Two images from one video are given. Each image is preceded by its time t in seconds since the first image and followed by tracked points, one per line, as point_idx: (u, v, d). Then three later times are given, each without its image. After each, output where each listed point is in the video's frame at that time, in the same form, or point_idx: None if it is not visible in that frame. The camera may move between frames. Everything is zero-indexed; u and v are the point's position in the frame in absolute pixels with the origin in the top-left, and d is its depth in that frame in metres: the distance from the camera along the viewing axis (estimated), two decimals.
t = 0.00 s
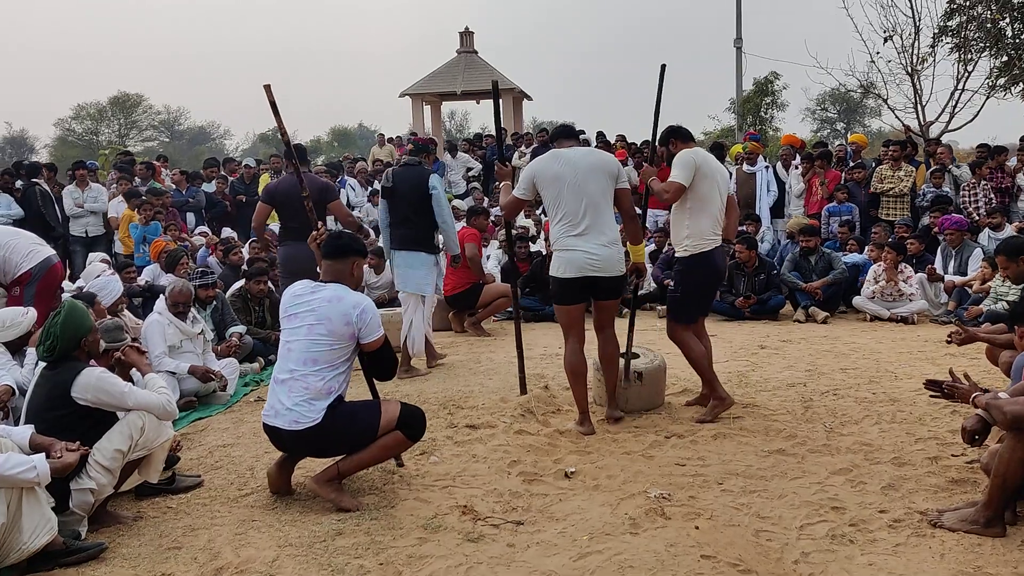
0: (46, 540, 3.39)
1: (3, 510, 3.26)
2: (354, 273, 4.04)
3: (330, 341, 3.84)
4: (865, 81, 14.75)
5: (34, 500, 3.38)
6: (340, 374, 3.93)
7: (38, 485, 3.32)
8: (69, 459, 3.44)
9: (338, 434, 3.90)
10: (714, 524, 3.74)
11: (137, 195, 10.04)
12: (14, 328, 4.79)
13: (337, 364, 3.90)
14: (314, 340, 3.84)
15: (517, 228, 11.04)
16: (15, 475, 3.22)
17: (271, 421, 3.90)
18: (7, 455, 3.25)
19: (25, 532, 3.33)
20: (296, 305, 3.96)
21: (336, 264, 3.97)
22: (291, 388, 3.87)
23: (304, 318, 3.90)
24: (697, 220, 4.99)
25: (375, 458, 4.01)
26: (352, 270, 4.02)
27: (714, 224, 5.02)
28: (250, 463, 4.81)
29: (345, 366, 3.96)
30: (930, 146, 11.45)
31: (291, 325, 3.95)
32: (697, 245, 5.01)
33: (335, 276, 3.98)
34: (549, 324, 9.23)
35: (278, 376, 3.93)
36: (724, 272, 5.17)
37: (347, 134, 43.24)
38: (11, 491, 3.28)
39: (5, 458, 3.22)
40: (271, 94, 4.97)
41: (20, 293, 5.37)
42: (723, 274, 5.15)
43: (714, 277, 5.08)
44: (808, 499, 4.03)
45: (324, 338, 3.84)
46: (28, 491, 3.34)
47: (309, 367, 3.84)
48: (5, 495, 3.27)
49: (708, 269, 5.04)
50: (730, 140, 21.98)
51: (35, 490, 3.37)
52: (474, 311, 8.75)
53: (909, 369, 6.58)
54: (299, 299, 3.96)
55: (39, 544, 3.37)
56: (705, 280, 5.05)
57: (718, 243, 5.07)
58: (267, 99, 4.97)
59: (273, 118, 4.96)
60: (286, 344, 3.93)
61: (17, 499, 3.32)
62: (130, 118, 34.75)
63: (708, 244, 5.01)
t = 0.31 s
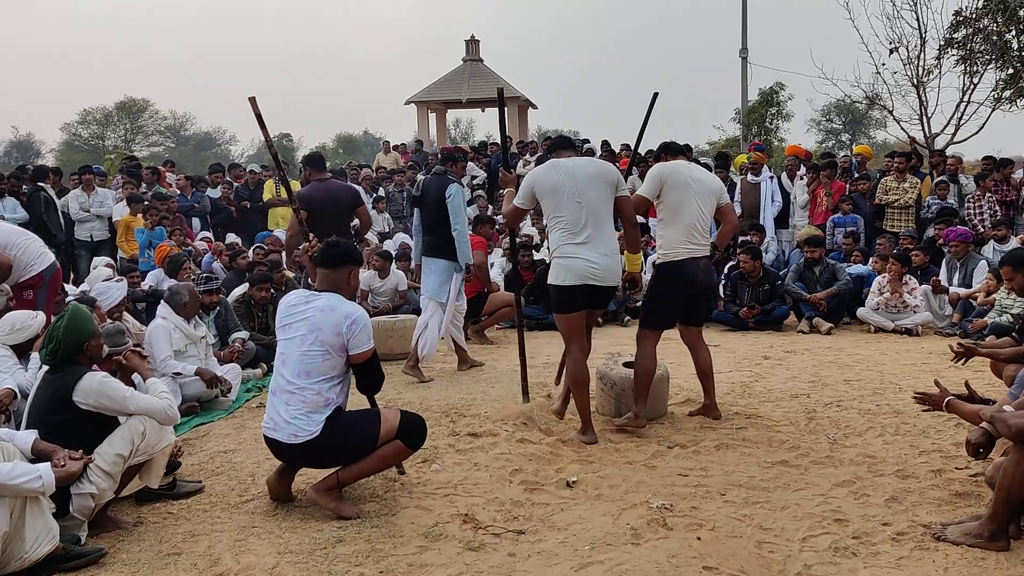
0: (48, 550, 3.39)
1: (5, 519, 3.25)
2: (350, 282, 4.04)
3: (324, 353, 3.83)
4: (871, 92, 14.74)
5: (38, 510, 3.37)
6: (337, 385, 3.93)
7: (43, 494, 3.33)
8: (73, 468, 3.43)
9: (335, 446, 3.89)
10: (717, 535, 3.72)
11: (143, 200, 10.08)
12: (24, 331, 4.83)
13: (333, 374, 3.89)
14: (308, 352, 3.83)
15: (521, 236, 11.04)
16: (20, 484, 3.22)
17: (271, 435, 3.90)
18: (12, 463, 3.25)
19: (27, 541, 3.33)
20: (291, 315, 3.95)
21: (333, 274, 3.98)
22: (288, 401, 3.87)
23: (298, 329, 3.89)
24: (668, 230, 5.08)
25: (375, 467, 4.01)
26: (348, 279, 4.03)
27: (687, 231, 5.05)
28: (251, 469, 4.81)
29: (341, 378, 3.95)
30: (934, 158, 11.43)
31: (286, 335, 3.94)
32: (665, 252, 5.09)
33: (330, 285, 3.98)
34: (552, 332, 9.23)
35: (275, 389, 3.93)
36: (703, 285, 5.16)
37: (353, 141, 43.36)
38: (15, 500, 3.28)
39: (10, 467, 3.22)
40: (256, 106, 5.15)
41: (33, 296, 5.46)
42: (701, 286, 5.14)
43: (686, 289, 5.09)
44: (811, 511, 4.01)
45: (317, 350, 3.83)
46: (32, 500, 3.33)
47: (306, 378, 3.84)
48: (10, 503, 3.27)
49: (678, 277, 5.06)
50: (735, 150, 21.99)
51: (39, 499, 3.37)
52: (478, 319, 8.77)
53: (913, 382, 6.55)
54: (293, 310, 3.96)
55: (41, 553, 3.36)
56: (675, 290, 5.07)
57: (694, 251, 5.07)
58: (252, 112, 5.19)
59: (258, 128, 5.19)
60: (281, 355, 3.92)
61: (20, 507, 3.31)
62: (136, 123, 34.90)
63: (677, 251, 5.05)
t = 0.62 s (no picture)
0: (51, 557, 3.39)
1: (10, 525, 3.26)
2: (349, 282, 4.02)
3: (320, 355, 3.82)
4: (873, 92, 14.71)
5: (43, 517, 3.38)
6: (336, 385, 3.92)
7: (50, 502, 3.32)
8: (78, 476, 3.42)
9: (336, 446, 3.89)
10: (718, 536, 3.71)
11: (144, 200, 10.08)
12: (28, 331, 4.85)
13: (331, 375, 3.88)
14: (305, 354, 3.82)
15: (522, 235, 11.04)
16: (27, 492, 3.22)
17: (271, 435, 3.90)
18: (21, 470, 3.25)
19: (30, 547, 3.33)
20: (288, 316, 3.93)
21: (333, 272, 3.95)
22: (288, 403, 3.86)
23: (294, 330, 3.87)
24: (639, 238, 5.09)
25: (375, 468, 4.00)
26: (347, 278, 4.01)
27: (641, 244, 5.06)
28: (252, 469, 4.80)
29: (339, 378, 3.94)
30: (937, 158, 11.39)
31: (283, 336, 3.93)
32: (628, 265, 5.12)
33: (329, 284, 3.96)
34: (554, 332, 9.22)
35: (274, 390, 3.92)
36: (675, 294, 5.04)
37: (355, 140, 43.39)
38: (21, 507, 3.29)
39: (20, 474, 3.22)
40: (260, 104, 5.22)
41: (37, 296, 5.46)
42: (672, 294, 5.03)
43: (655, 298, 5.00)
44: (813, 512, 4.00)
45: (314, 351, 3.81)
46: (37, 508, 3.34)
47: (304, 380, 3.83)
48: (15, 510, 3.27)
49: (641, 289, 5.00)
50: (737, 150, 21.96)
51: (44, 505, 3.37)
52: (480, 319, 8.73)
53: (915, 382, 6.54)
54: (290, 310, 3.93)
55: (43, 561, 3.36)
56: (641, 301, 4.99)
57: (653, 260, 5.01)
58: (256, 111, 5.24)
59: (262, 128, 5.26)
60: (278, 357, 3.91)
61: (25, 514, 3.32)
62: (138, 122, 34.96)
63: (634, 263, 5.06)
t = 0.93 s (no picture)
0: (56, 561, 3.39)
1: (18, 528, 3.26)
2: (354, 283, 4.00)
3: (324, 358, 3.81)
4: (876, 88, 14.67)
5: (50, 520, 3.39)
6: (338, 386, 3.92)
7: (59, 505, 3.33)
8: (87, 481, 3.44)
9: (337, 445, 3.90)
10: (722, 533, 3.71)
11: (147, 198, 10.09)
12: (32, 328, 4.86)
13: (334, 377, 3.88)
14: (309, 356, 3.81)
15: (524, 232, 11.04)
16: (37, 495, 3.23)
17: (271, 434, 3.90)
18: (32, 473, 3.26)
19: (37, 550, 3.34)
20: (292, 317, 3.93)
21: (338, 272, 3.93)
22: (289, 402, 3.87)
23: (299, 332, 3.86)
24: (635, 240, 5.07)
25: (376, 466, 4.01)
26: (352, 279, 3.99)
27: (632, 244, 5.04)
28: (256, 467, 4.81)
29: (342, 380, 3.94)
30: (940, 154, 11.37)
31: (286, 337, 3.93)
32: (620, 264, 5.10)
33: (335, 286, 3.95)
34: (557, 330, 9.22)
35: (276, 389, 3.92)
36: (670, 294, 4.97)
37: (358, 138, 43.37)
38: (29, 510, 3.29)
39: (31, 477, 3.23)
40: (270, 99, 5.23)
41: (37, 293, 5.50)
42: (666, 293, 4.96)
43: (648, 299, 4.94)
44: (817, 508, 4.00)
45: (317, 354, 3.81)
46: (45, 510, 3.35)
47: (306, 381, 3.83)
48: (23, 512, 3.28)
49: (632, 289, 4.96)
50: (740, 147, 21.93)
51: (52, 509, 3.38)
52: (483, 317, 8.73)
53: (918, 378, 6.53)
54: (294, 311, 3.94)
55: (49, 564, 3.37)
56: (633, 302, 4.94)
57: (645, 259, 4.97)
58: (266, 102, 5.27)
59: (273, 124, 5.37)
60: (281, 358, 3.91)
61: (34, 516, 3.33)
62: (141, 121, 35.00)
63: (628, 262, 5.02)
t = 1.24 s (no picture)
0: (62, 558, 3.41)
1: (25, 525, 3.28)
2: (364, 284, 4.00)
3: (334, 358, 3.82)
4: (880, 84, 14.63)
5: (56, 516, 3.40)
6: (344, 385, 3.93)
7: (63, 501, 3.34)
8: (92, 477, 3.45)
9: (341, 443, 3.90)
10: (727, 530, 3.71)
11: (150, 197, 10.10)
12: (38, 326, 4.89)
13: (341, 377, 3.89)
14: (318, 355, 3.82)
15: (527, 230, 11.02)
16: (43, 491, 3.24)
17: (275, 431, 3.91)
18: (36, 469, 3.27)
19: (43, 548, 3.36)
20: (301, 314, 3.93)
21: (349, 271, 3.95)
22: (295, 400, 3.88)
23: (308, 331, 3.87)
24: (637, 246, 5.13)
25: (380, 464, 4.02)
26: (362, 280, 3.99)
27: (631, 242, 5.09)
28: (261, 464, 4.82)
29: (349, 380, 3.95)
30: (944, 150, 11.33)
31: (295, 335, 3.93)
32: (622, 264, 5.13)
33: (346, 285, 3.96)
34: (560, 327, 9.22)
35: (282, 386, 3.93)
36: (672, 296, 4.96)
37: (361, 136, 43.35)
38: (35, 506, 3.31)
39: (36, 473, 3.24)
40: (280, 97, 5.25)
41: (37, 291, 5.49)
42: (669, 295, 4.96)
43: (651, 300, 4.92)
44: (822, 505, 4.00)
45: (327, 354, 3.81)
46: (51, 507, 3.36)
47: (313, 379, 3.84)
48: (29, 509, 3.29)
49: (634, 288, 4.95)
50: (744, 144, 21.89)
51: (57, 505, 3.39)
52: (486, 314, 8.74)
53: (923, 375, 6.52)
54: (304, 308, 3.93)
55: (55, 561, 3.39)
56: (635, 301, 4.93)
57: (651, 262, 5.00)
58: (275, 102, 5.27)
59: (282, 120, 5.28)
60: (289, 355, 3.92)
61: (40, 513, 3.34)
62: (144, 119, 35.05)
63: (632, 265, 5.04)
